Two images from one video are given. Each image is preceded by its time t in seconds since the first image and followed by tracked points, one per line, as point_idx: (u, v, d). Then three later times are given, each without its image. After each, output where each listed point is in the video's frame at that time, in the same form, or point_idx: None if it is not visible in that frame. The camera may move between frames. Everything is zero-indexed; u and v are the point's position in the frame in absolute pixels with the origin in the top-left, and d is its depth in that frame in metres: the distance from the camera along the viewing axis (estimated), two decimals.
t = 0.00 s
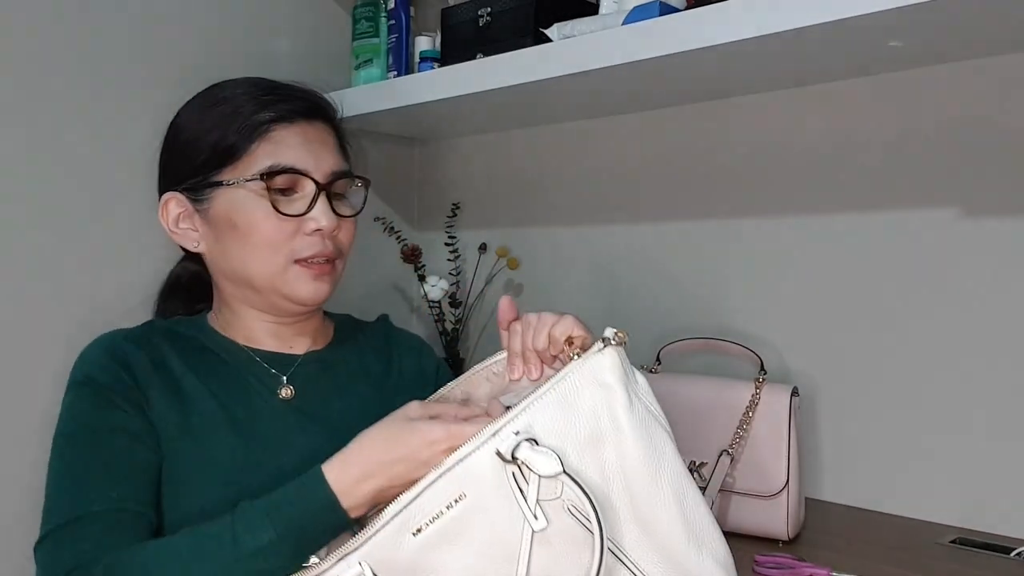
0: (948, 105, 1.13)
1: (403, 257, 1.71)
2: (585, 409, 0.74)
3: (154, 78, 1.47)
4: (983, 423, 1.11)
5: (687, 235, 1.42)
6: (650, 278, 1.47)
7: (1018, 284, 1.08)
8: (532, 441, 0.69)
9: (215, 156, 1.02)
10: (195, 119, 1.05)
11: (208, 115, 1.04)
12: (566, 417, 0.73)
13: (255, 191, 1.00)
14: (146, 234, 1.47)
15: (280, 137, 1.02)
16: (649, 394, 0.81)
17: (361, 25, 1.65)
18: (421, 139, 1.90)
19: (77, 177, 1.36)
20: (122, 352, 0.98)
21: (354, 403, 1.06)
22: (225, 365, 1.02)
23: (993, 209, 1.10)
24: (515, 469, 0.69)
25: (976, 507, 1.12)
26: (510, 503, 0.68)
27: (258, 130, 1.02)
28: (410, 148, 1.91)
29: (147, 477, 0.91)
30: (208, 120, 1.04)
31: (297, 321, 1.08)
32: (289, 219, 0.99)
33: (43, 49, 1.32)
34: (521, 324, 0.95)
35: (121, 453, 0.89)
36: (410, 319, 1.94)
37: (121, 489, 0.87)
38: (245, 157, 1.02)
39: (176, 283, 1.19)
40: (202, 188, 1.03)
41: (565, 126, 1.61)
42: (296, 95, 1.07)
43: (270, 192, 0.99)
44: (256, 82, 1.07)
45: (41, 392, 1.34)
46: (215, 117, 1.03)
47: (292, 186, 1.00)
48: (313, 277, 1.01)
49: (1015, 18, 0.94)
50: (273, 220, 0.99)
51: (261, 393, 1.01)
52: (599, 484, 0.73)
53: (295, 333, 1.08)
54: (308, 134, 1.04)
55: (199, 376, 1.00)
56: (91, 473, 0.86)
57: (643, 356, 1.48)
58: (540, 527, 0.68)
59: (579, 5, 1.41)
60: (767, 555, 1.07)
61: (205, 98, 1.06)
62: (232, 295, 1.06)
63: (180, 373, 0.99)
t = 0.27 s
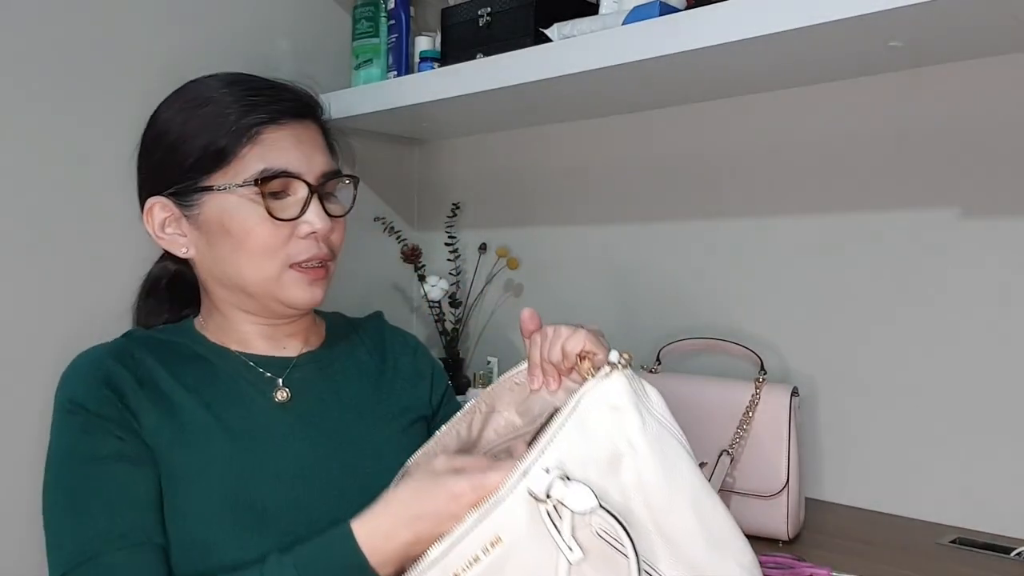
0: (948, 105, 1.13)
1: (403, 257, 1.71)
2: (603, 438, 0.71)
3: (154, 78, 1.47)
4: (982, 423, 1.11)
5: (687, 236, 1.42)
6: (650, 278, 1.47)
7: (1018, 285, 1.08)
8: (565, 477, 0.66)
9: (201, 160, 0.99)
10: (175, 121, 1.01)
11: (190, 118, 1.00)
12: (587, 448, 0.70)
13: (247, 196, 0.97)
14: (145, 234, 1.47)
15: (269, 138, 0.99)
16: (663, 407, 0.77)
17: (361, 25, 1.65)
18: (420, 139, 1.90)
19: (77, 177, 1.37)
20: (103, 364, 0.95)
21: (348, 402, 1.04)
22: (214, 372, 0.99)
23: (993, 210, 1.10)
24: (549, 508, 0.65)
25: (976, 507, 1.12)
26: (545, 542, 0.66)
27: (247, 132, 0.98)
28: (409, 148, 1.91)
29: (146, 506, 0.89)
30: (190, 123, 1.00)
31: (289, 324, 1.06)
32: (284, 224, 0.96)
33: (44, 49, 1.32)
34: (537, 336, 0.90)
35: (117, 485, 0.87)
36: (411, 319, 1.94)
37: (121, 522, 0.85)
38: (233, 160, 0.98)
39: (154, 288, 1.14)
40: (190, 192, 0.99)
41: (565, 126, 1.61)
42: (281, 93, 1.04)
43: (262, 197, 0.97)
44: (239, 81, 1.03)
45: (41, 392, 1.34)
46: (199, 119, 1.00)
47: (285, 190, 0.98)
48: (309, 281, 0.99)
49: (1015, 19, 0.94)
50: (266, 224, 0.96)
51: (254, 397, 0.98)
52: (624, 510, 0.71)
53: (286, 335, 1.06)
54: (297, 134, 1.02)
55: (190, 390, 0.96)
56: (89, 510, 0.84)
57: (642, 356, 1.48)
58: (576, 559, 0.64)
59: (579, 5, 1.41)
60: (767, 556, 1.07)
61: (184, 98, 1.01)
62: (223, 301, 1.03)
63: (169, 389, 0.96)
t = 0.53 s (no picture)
0: (948, 105, 1.13)
1: (404, 257, 1.71)
2: (628, 489, 0.70)
3: (154, 78, 1.47)
4: (981, 423, 1.11)
5: (687, 236, 1.42)
6: (650, 278, 1.47)
7: (1018, 285, 1.08)
8: (593, 534, 0.67)
9: (187, 162, 0.95)
10: (156, 120, 0.96)
11: (174, 117, 0.95)
12: (613, 501, 0.69)
13: (237, 201, 0.93)
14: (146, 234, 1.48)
15: (259, 139, 0.96)
16: (687, 449, 0.76)
17: (361, 25, 1.65)
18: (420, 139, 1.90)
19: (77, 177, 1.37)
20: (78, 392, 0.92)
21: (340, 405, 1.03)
22: (200, 384, 0.98)
23: (993, 210, 1.10)
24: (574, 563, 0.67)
25: (976, 507, 1.12)
26: None
27: (236, 132, 0.95)
28: (409, 149, 1.91)
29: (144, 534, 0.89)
30: (173, 122, 0.95)
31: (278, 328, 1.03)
32: (277, 230, 0.94)
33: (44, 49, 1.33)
34: (558, 364, 0.88)
35: (112, 520, 0.88)
36: (411, 319, 1.94)
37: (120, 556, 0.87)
38: (221, 162, 0.94)
39: (130, 289, 1.08)
40: (176, 195, 0.95)
41: (565, 126, 1.61)
42: (268, 90, 1.01)
43: (254, 200, 0.94)
44: (223, 77, 0.99)
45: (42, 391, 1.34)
46: (183, 119, 0.95)
47: (276, 193, 0.95)
48: (302, 286, 0.96)
49: (1014, 19, 0.94)
50: (259, 229, 0.93)
51: (242, 407, 0.97)
52: (647, 558, 0.71)
53: (274, 338, 1.04)
54: (287, 133, 0.98)
55: (175, 409, 0.95)
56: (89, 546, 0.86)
57: (642, 356, 1.49)
58: None
59: (579, 5, 1.41)
60: (767, 555, 1.07)
61: (165, 95, 0.96)
62: (210, 306, 1.00)
63: (152, 410, 0.94)
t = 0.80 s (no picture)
0: (948, 105, 1.13)
1: (403, 257, 1.71)
2: (632, 504, 0.69)
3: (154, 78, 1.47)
4: (982, 423, 1.11)
5: (688, 235, 1.42)
6: (650, 278, 1.47)
7: (1018, 285, 1.08)
8: (594, 549, 0.65)
9: (171, 164, 0.91)
10: (136, 119, 0.92)
11: (155, 116, 0.91)
12: (615, 517, 0.68)
13: (225, 204, 0.90)
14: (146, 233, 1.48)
15: (246, 138, 0.93)
16: (694, 466, 0.75)
17: (361, 25, 1.65)
18: (420, 139, 1.90)
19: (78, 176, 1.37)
20: (62, 405, 0.89)
21: (333, 409, 1.01)
22: (187, 394, 0.95)
23: (993, 210, 1.10)
24: None
25: (976, 507, 1.12)
26: None
27: (221, 132, 0.91)
28: (409, 149, 1.91)
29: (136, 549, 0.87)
30: (155, 122, 0.91)
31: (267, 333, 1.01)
32: (266, 233, 0.91)
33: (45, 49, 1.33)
34: (562, 374, 0.87)
35: (101, 535, 0.85)
36: (410, 319, 1.94)
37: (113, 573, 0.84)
38: (207, 164, 0.91)
39: (110, 292, 1.05)
40: (160, 198, 0.92)
41: (565, 126, 1.61)
42: (254, 87, 0.97)
43: (242, 202, 0.91)
44: (206, 74, 0.95)
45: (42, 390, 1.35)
46: (165, 118, 0.91)
47: (266, 195, 0.92)
48: (292, 290, 0.94)
49: (1016, 19, 0.94)
50: (248, 232, 0.90)
51: (232, 416, 0.95)
52: (649, 573, 0.70)
53: (263, 343, 1.01)
54: (275, 132, 0.95)
55: (163, 420, 0.93)
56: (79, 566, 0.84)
57: (642, 356, 1.48)
58: None
59: (579, 5, 1.41)
60: (767, 555, 1.07)
61: (145, 93, 0.92)
62: (197, 312, 0.97)
63: (139, 421, 0.92)
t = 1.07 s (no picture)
0: (948, 105, 1.13)
1: (403, 257, 1.71)
2: (642, 510, 0.67)
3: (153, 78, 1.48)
4: (982, 423, 1.11)
5: (688, 235, 1.42)
6: (650, 278, 1.47)
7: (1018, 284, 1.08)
8: (599, 556, 0.65)
9: (151, 164, 0.88)
10: (112, 118, 0.88)
11: (131, 114, 0.88)
12: (625, 523, 0.67)
13: (207, 203, 0.87)
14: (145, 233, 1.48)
15: (228, 134, 0.89)
16: (715, 470, 0.72)
17: (361, 25, 1.65)
18: (420, 139, 1.90)
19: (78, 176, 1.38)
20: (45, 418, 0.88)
21: (325, 418, 0.98)
22: (173, 403, 0.92)
23: (993, 210, 1.10)
24: None
25: (976, 507, 1.12)
26: None
27: (201, 127, 0.88)
28: (409, 149, 1.91)
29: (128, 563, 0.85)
30: (132, 121, 0.88)
31: (254, 338, 0.97)
32: (251, 232, 0.88)
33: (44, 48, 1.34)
34: (572, 370, 0.85)
35: (91, 550, 0.83)
36: (411, 319, 1.94)
37: None
38: (188, 162, 0.88)
39: (98, 299, 1.02)
40: (140, 199, 0.89)
41: (565, 126, 1.61)
42: (235, 81, 0.94)
43: (225, 200, 0.87)
44: (184, 67, 0.92)
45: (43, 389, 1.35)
46: (142, 115, 0.88)
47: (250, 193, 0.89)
48: (280, 291, 0.90)
49: (1016, 19, 0.94)
50: (231, 231, 0.87)
51: (220, 427, 0.92)
52: None
53: (251, 349, 0.98)
54: (257, 127, 0.92)
55: (149, 431, 0.90)
56: None
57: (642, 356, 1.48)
58: None
59: (579, 5, 1.41)
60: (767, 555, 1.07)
61: (121, 91, 0.89)
62: (181, 317, 0.94)
63: (124, 432, 0.89)
